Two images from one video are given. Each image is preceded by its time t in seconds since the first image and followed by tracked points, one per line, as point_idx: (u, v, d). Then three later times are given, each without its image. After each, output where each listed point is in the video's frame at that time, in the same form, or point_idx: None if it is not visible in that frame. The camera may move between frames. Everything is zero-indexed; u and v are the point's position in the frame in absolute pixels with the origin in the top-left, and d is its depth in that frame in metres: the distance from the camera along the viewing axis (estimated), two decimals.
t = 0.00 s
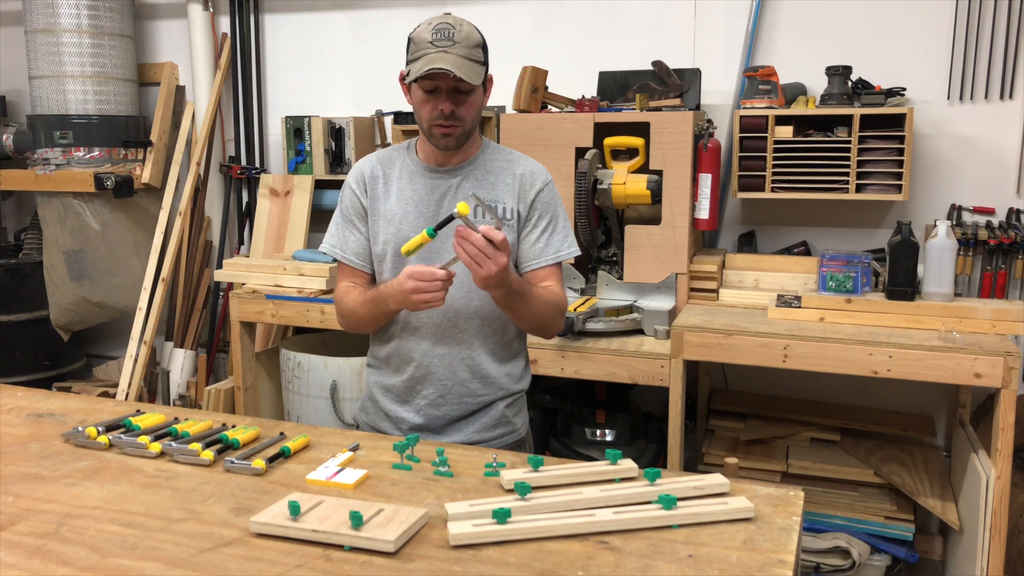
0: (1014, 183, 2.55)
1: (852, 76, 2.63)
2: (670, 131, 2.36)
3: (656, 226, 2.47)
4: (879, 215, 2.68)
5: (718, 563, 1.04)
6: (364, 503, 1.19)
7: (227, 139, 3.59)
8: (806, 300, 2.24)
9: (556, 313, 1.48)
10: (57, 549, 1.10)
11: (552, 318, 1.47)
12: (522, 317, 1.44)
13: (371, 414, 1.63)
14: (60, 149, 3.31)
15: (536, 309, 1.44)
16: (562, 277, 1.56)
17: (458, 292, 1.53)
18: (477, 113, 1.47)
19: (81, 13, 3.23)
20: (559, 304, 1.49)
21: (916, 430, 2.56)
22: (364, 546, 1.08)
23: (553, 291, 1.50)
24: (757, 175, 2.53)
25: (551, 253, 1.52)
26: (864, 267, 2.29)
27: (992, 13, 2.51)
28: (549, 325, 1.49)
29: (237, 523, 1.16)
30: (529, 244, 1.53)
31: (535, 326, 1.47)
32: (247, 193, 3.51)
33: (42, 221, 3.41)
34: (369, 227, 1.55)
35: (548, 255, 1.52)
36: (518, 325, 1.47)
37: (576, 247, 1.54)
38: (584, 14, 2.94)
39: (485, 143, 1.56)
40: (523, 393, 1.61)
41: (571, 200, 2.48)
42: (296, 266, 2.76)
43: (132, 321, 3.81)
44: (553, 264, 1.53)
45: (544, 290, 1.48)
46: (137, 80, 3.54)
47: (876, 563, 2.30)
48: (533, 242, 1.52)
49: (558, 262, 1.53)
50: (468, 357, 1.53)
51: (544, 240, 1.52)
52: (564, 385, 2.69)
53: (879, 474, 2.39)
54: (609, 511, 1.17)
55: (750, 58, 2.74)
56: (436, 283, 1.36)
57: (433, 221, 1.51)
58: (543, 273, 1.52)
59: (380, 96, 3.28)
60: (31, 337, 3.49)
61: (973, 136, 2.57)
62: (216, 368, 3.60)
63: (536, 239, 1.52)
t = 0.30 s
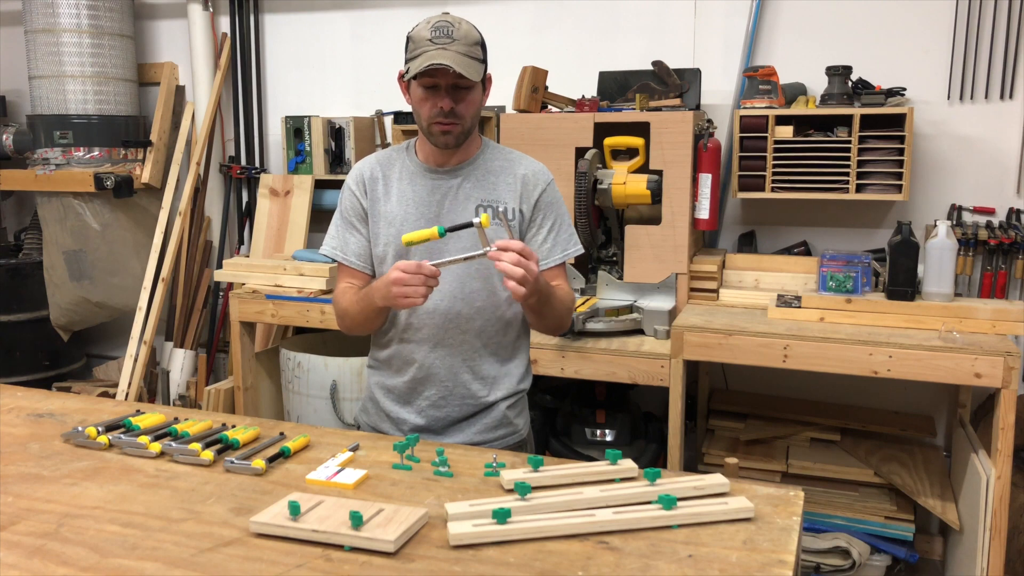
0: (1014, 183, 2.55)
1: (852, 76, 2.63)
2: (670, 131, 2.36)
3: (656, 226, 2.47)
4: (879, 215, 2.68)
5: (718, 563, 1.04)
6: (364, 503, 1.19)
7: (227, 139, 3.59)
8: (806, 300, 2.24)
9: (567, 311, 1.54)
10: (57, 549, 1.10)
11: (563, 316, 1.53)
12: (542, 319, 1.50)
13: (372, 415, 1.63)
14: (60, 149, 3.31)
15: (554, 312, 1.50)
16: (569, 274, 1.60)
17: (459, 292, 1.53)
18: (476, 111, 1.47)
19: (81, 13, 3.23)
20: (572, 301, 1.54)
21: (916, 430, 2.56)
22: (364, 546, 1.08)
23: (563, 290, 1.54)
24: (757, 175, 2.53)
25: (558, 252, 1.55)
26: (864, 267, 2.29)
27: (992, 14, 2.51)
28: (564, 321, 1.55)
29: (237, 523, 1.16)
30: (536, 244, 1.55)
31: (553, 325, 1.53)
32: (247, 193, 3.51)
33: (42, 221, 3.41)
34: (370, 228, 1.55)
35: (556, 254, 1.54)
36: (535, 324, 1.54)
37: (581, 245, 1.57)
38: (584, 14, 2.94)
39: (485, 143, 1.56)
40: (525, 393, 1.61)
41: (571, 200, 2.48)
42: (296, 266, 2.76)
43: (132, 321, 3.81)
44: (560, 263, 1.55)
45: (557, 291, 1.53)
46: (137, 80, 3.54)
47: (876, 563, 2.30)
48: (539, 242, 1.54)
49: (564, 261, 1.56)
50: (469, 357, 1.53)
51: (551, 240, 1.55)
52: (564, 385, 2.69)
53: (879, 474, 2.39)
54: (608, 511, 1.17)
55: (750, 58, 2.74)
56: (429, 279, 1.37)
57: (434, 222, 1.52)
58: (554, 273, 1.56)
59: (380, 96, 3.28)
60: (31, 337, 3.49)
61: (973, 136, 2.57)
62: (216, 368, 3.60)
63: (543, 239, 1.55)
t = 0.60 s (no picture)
0: (1014, 183, 2.55)
1: (852, 76, 2.62)
2: (670, 131, 2.36)
3: (656, 226, 2.47)
4: (879, 215, 2.68)
5: (718, 563, 1.04)
6: (364, 503, 1.19)
7: (227, 139, 3.59)
8: (806, 300, 2.24)
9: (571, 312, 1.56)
10: (57, 549, 1.10)
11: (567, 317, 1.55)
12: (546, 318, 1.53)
13: (373, 416, 1.63)
14: (60, 149, 3.31)
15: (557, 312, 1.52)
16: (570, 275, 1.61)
17: (461, 292, 1.53)
18: (478, 110, 1.47)
19: (81, 13, 3.23)
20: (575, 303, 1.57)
21: (917, 430, 2.56)
22: (364, 546, 1.08)
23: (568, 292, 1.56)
24: (757, 175, 2.53)
25: (561, 253, 1.56)
26: (864, 267, 2.29)
27: (992, 14, 2.51)
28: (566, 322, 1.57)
29: (237, 523, 1.16)
30: (538, 245, 1.56)
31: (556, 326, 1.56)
32: (246, 193, 3.51)
33: (42, 221, 3.41)
34: (370, 229, 1.55)
35: (558, 255, 1.56)
36: (539, 323, 1.55)
37: (582, 246, 1.58)
38: (584, 14, 2.94)
39: (485, 144, 1.57)
40: (526, 393, 1.61)
41: (571, 200, 2.48)
42: (296, 266, 2.77)
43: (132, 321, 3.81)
44: (563, 263, 1.56)
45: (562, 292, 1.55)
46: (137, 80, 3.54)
47: (876, 563, 2.30)
48: (542, 243, 1.56)
49: (566, 261, 1.57)
50: (471, 358, 1.53)
51: (553, 240, 1.56)
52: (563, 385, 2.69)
53: (879, 474, 2.39)
54: (609, 511, 1.17)
55: (750, 59, 2.74)
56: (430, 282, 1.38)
57: (436, 222, 1.52)
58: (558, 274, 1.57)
59: (380, 97, 3.28)
60: (31, 337, 3.49)
61: (973, 136, 2.57)
62: (216, 368, 3.60)
63: (545, 240, 1.56)
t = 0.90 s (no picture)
0: (1015, 183, 2.55)
1: (852, 76, 2.62)
2: (670, 131, 2.36)
3: (656, 225, 2.47)
4: (879, 215, 2.68)
5: (718, 563, 1.04)
6: (364, 503, 1.19)
7: (227, 139, 3.59)
8: (806, 300, 2.24)
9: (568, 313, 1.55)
10: (57, 549, 1.10)
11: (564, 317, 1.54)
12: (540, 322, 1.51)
13: (372, 415, 1.63)
14: (60, 149, 3.31)
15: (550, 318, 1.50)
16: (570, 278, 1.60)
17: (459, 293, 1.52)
18: (474, 114, 1.46)
19: (81, 13, 3.23)
20: (573, 307, 1.55)
21: (917, 430, 2.56)
22: (364, 546, 1.08)
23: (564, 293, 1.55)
24: (757, 175, 2.53)
25: (561, 255, 1.55)
26: (864, 267, 2.29)
27: (992, 14, 2.51)
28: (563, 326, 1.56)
29: (237, 523, 1.16)
30: (538, 247, 1.55)
31: (550, 329, 1.54)
32: (246, 193, 3.51)
33: (42, 221, 3.40)
34: (370, 227, 1.55)
35: (559, 257, 1.54)
36: (535, 327, 1.54)
37: (582, 248, 1.57)
38: (583, 14, 2.94)
39: (487, 144, 1.56)
40: (525, 394, 1.61)
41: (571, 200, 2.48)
42: (296, 266, 2.77)
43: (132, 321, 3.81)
44: (563, 265, 1.55)
45: (559, 297, 1.53)
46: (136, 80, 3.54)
47: (876, 563, 2.30)
48: (542, 245, 1.54)
49: (567, 264, 1.56)
50: (469, 359, 1.53)
51: (553, 242, 1.54)
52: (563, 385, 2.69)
53: (879, 474, 2.39)
54: (608, 511, 1.17)
55: (750, 59, 2.74)
56: (421, 291, 1.38)
57: (434, 222, 1.51)
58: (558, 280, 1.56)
59: (380, 97, 3.28)
60: (31, 337, 3.49)
61: (973, 136, 2.57)
62: (216, 368, 3.60)
63: (545, 242, 1.54)
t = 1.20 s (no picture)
0: (1015, 183, 2.55)
1: (852, 76, 2.62)
2: (670, 131, 2.36)
3: (655, 226, 2.47)
4: (879, 215, 2.68)
5: (718, 563, 1.04)
6: (364, 503, 1.19)
7: (227, 139, 3.59)
8: (806, 300, 2.24)
9: (547, 320, 1.48)
10: (57, 549, 1.10)
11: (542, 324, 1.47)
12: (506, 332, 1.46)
13: (365, 413, 1.63)
14: (60, 149, 3.31)
15: (516, 321, 1.45)
16: (564, 283, 1.53)
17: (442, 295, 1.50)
18: (442, 125, 1.42)
19: (81, 13, 3.23)
20: (550, 312, 1.48)
21: (917, 430, 2.56)
22: (364, 546, 1.08)
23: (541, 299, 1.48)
24: (757, 175, 2.53)
25: (550, 258, 1.48)
26: (864, 267, 2.29)
27: (992, 14, 2.51)
28: (543, 334, 1.49)
29: (237, 523, 1.16)
30: (525, 250, 1.49)
31: (526, 337, 1.47)
32: (246, 193, 3.51)
33: (42, 221, 3.41)
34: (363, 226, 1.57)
35: (547, 260, 1.48)
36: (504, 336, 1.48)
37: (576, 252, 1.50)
38: (583, 14, 2.94)
39: (481, 145, 1.54)
40: (517, 396, 1.61)
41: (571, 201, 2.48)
42: (296, 266, 2.77)
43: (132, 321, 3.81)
44: (552, 269, 1.49)
45: (530, 301, 1.48)
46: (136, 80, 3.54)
47: (876, 563, 2.30)
48: (528, 247, 1.48)
49: (557, 267, 1.49)
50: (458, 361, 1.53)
51: (541, 246, 1.48)
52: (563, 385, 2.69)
53: (879, 474, 2.39)
54: (608, 511, 1.17)
55: (750, 59, 2.74)
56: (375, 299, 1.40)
57: (420, 222, 1.50)
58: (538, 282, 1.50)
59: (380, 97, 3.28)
60: (31, 337, 3.49)
61: (973, 136, 2.57)
62: (216, 368, 3.60)
63: (532, 245, 1.48)
